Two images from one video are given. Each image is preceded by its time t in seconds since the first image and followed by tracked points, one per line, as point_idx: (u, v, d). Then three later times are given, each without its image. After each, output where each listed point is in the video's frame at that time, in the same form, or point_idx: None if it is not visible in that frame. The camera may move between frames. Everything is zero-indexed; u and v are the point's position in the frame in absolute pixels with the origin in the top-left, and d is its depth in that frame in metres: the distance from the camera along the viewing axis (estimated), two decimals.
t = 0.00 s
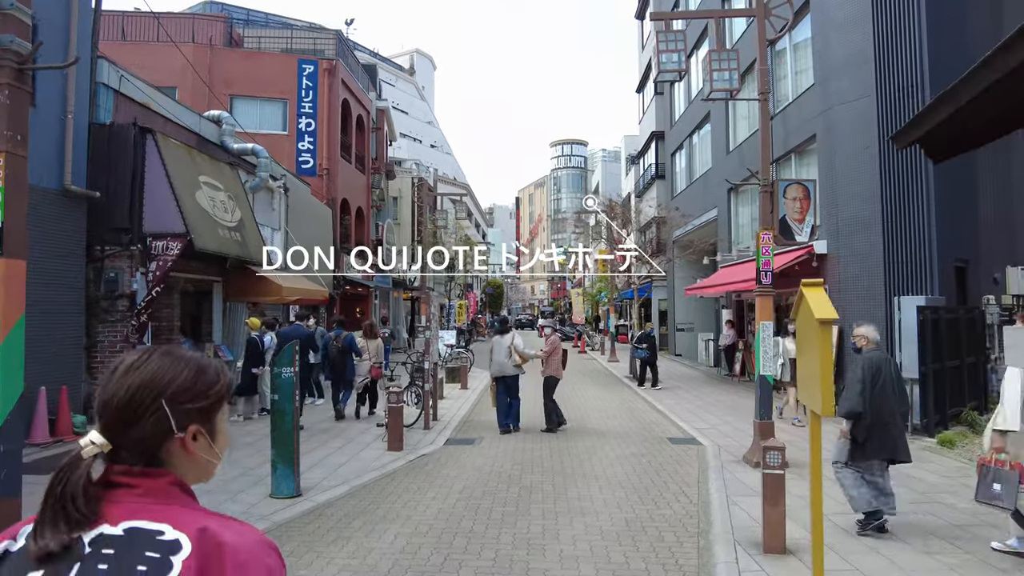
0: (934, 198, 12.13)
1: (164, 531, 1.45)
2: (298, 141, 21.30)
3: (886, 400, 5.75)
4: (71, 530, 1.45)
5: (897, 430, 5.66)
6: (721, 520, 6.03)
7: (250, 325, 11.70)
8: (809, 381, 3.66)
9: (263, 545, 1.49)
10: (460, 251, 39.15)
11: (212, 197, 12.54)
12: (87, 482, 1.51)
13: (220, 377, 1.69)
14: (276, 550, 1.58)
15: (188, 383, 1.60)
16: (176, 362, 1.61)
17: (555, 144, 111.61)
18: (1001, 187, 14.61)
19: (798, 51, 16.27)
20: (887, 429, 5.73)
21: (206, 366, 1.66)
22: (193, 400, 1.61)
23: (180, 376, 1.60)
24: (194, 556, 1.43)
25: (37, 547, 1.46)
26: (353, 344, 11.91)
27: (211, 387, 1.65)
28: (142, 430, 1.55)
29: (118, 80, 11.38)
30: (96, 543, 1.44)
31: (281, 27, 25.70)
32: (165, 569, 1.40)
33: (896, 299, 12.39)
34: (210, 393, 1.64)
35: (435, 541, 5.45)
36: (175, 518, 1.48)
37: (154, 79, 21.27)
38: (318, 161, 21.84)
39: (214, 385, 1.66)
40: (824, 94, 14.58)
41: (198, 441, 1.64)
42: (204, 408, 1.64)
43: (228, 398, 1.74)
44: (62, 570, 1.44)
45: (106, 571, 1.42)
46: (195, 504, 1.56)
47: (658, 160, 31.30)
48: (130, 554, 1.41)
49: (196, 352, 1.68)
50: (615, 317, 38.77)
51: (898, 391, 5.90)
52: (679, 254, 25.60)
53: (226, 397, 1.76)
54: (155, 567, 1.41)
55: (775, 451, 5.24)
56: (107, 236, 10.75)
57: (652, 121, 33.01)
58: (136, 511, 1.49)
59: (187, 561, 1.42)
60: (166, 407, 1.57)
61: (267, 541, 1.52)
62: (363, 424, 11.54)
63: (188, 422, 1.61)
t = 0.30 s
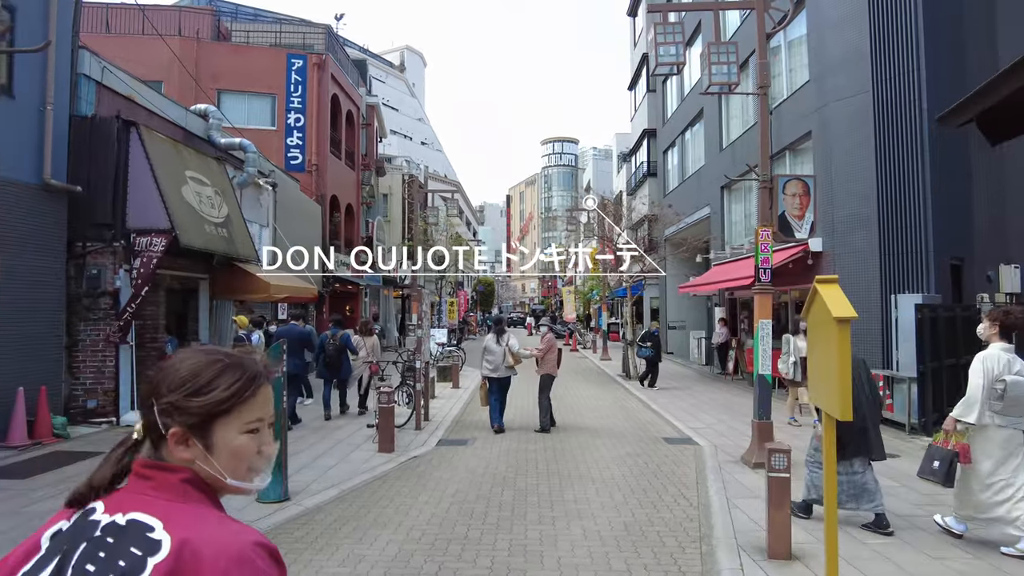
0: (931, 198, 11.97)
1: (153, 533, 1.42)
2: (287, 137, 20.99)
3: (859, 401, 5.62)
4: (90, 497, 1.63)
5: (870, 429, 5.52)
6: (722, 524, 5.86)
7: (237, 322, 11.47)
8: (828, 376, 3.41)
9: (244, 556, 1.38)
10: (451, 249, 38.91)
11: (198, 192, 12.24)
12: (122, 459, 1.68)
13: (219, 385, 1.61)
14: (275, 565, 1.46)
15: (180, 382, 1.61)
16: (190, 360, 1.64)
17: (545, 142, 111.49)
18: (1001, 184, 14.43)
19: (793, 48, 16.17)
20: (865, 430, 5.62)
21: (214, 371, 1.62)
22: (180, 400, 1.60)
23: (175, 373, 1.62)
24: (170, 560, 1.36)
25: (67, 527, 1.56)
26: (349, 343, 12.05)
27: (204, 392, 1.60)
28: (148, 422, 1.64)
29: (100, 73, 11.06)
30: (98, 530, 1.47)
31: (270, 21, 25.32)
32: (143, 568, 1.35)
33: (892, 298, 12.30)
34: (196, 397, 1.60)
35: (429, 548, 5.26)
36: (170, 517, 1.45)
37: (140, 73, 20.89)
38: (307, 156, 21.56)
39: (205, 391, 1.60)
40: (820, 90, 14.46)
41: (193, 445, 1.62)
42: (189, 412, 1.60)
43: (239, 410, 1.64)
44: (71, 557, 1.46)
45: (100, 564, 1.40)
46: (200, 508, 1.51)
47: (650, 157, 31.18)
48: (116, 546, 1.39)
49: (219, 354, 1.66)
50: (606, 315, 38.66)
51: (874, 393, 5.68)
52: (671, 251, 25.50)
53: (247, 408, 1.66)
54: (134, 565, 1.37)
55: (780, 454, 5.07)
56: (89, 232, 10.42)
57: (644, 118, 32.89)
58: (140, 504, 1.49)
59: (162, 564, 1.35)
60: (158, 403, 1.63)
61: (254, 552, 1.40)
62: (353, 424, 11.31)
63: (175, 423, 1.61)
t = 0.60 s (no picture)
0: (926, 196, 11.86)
1: (156, 543, 1.41)
2: (274, 133, 20.67)
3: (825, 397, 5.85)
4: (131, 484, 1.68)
5: (830, 423, 5.70)
6: (723, 530, 5.67)
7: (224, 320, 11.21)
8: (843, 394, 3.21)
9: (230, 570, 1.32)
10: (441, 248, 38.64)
11: (182, 188, 11.91)
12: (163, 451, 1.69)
13: (251, 398, 1.57)
14: None
15: (216, 387, 1.59)
16: (231, 364, 1.62)
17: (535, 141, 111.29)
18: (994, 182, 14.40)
19: (787, 46, 16.07)
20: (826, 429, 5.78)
21: (250, 380, 1.59)
22: (213, 404, 1.58)
23: (215, 376, 1.60)
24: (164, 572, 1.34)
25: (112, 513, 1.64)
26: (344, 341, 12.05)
27: (236, 402, 1.57)
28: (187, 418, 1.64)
29: (80, 64, 10.73)
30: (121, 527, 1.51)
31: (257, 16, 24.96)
32: None
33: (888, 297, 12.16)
34: (228, 407, 1.56)
35: (419, 556, 5.04)
36: (172, 523, 1.44)
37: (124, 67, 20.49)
38: (295, 153, 21.24)
39: (236, 402, 1.56)
40: (815, 87, 14.32)
41: (219, 453, 1.58)
42: (221, 421, 1.57)
43: (269, 427, 1.59)
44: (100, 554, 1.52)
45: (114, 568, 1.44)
46: (210, 514, 1.47)
47: (642, 156, 31.07)
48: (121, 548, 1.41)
49: (260, 363, 1.62)
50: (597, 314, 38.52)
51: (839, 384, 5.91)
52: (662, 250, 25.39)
53: (279, 424, 1.61)
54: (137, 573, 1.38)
55: (785, 458, 4.88)
56: (69, 228, 10.13)
57: (635, 117, 32.78)
58: (153, 505, 1.51)
59: None
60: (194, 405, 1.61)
61: (242, 566, 1.33)
62: (341, 425, 11.08)
63: (206, 427, 1.59)
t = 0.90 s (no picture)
0: (918, 192, 11.78)
1: (177, 529, 1.44)
2: (258, 127, 20.27)
3: (791, 396, 6.26)
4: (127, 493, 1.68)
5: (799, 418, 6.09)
6: (721, 534, 5.50)
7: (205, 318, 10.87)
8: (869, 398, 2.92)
9: (261, 557, 1.35)
10: (428, 244, 38.25)
11: (162, 181, 11.49)
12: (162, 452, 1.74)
13: (256, 378, 1.67)
14: (300, 565, 1.43)
15: (217, 375, 1.68)
16: (227, 355, 1.72)
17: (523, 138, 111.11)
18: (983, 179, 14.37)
19: (777, 43, 15.95)
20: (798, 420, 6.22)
21: (249, 363, 1.69)
22: (218, 392, 1.67)
23: (214, 365, 1.69)
24: (190, 562, 1.36)
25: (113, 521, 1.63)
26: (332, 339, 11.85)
27: (241, 386, 1.67)
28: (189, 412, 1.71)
29: (53, 52, 10.29)
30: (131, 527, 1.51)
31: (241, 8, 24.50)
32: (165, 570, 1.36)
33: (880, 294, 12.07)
34: (234, 391, 1.67)
35: (405, 565, 4.79)
36: (193, 518, 1.45)
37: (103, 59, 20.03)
38: (280, 147, 20.86)
39: (242, 385, 1.67)
40: (807, 82, 14.20)
41: (232, 436, 1.69)
42: (230, 406, 1.67)
43: (276, 403, 1.70)
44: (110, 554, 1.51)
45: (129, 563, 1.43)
46: (226, 506, 1.52)
47: (631, 152, 30.90)
48: (142, 545, 1.42)
49: (256, 347, 1.74)
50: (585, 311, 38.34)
51: (805, 385, 6.32)
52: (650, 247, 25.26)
53: (285, 401, 1.72)
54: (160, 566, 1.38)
55: (788, 460, 4.70)
56: (41, 222, 9.78)
57: (623, 113, 32.59)
58: (167, 503, 1.53)
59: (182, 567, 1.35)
60: (196, 397, 1.70)
61: (274, 555, 1.37)
62: (326, 425, 10.81)
63: (213, 415, 1.68)
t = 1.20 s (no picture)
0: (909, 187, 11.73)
1: (187, 538, 1.30)
2: (240, 120, 19.84)
3: (764, 391, 6.24)
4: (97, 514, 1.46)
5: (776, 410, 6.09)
6: (720, 539, 5.30)
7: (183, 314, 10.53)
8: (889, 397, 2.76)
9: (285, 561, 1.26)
10: (414, 240, 37.89)
11: (138, 173, 11.08)
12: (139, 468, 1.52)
13: (253, 378, 1.52)
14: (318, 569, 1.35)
15: (210, 379, 1.50)
16: (213, 355, 1.54)
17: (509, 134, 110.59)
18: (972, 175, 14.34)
19: (766, 38, 15.83)
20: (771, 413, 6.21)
21: (244, 364, 1.53)
22: (213, 399, 1.50)
23: (206, 370, 1.51)
24: (207, 570, 1.23)
25: (95, 540, 1.43)
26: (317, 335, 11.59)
27: (239, 388, 1.51)
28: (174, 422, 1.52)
29: (20, 38, 9.54)
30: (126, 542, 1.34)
31: None
32: None
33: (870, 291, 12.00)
34: (230, 394, 1.50)
35: None
36: (204, 525, 1.32)
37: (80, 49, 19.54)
38: (261, 141, 20.45)
39: (240, 387, 1.51)
40: (797, 77, 14.06)
41: (230, 440, 1.52)
42: (228, 411, 1.51)
43: (274, 401, 1.55)
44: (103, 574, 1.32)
45: None
46: (236, 513, 1.39)
47: (618, 149, 30.74)
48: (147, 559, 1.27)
49: (246, 346, 1.58)
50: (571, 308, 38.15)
51: (778, 381, 6.30)
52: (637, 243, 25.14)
53: (281, 401, 1.59)
54: None
55: (790, 463, 4.52)
56: (10, 216, 9.39)
57: (610, 109, 32.42)
58: (169, 513, 1.36)
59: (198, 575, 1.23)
60: (184, 403, 1.51)
61: (295, 559, 1.28)
62: (310, 425, 10.52)
63: (209, 421, 1.50)
